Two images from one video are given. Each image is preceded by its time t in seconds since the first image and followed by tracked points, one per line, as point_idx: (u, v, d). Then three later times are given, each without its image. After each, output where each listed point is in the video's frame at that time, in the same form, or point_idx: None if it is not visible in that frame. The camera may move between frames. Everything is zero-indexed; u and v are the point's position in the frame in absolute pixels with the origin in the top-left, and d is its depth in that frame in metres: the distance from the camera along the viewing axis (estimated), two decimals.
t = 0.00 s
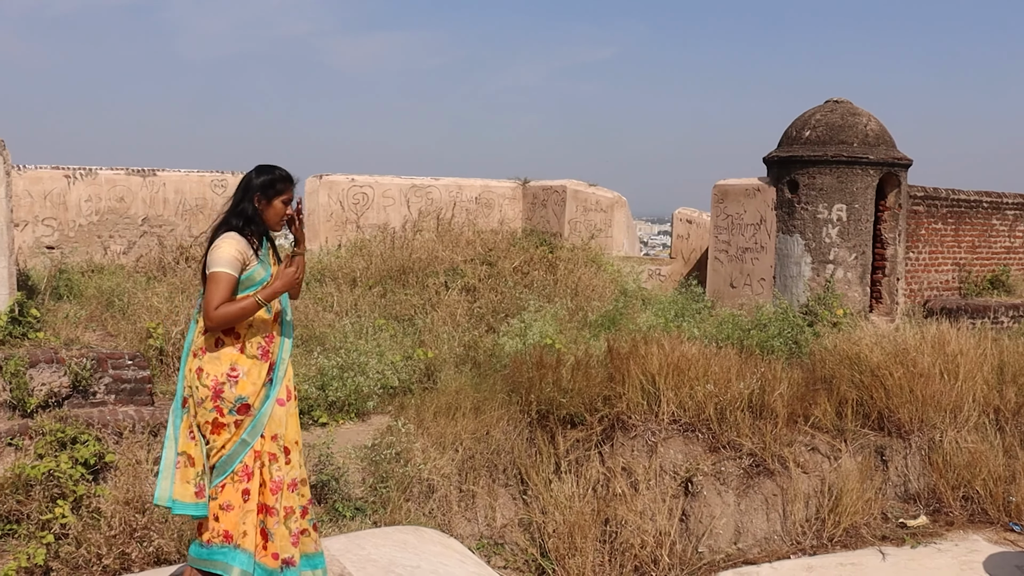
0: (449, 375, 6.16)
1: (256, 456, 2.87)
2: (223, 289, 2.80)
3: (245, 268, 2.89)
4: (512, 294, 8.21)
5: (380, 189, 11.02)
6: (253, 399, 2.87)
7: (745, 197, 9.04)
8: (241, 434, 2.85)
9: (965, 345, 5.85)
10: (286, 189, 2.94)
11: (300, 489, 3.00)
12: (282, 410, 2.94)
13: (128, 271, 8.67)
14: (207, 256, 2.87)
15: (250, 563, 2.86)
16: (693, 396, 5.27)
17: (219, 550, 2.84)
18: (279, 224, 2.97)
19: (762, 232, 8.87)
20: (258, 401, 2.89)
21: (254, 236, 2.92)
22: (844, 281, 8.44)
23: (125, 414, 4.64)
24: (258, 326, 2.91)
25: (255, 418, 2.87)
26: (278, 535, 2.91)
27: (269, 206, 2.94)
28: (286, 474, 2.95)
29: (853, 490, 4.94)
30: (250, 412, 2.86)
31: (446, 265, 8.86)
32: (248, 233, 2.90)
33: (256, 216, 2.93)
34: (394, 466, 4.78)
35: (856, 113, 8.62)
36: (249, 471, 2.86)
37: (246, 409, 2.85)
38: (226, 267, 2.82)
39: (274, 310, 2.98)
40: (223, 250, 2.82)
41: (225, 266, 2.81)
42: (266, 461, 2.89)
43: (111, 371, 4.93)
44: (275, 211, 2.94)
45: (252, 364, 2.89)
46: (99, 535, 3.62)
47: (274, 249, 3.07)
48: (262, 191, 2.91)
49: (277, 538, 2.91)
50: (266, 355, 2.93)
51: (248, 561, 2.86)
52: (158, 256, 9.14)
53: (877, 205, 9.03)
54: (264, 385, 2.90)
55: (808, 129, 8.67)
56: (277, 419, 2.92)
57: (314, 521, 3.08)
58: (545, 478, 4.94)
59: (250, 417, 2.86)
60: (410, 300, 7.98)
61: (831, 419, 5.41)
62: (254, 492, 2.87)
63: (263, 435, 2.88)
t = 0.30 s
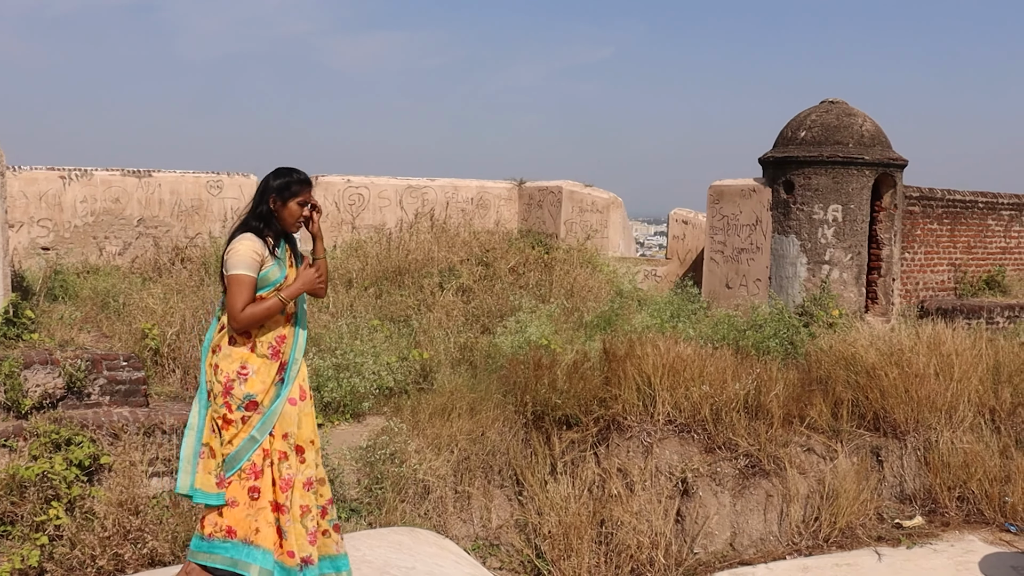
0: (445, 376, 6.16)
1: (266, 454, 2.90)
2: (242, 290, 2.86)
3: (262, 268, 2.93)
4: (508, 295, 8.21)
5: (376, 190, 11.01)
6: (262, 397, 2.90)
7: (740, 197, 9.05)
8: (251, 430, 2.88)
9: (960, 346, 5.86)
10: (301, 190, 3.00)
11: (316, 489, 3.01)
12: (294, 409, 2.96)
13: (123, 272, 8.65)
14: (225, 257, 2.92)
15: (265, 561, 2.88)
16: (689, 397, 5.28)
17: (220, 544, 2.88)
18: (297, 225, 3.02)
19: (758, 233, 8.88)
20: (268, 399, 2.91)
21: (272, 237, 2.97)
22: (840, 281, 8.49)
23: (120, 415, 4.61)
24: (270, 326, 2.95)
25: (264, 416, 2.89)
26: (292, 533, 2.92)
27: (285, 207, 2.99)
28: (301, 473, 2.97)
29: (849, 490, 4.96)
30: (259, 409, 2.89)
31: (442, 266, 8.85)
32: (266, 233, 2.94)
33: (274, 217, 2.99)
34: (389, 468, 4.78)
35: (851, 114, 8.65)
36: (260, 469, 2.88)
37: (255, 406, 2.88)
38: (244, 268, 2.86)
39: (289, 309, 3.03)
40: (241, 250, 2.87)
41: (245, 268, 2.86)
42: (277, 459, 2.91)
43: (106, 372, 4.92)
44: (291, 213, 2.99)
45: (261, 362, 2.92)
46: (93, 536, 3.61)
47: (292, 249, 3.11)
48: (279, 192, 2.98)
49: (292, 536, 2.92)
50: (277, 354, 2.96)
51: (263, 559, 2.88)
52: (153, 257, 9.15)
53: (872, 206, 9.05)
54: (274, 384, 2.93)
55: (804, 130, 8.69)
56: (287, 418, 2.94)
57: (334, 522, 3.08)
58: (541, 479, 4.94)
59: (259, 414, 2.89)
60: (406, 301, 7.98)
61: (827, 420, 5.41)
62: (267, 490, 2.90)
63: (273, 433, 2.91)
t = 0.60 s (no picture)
0: (456, 379, 6.17)
1: (281, 456, 2.92)
2: (255, 292, 2.87)
3: (275, 270, 2.94)
4: (517, 297, 8.20)
5: (384, 193, 11.02)
6: (277, 398, 2.92)
7: (749, 196, 9.03)
8: (266, 432, 2.90)
9: (972, 344, 5.82)
10: (307, 192, 3.01)
11: (338, 490, 3.01)
12: (311, 411, 2.95)
13: (133, 277, 8.70)
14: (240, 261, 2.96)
15: (276, 562, 2.92)
16: (700, 397, 5.26)
17: (228, 542, 2.91)
18: (309, 226, 3.01)
19: (768, 232, 8.84)
20: (283, 401, 2.93)
21: (285, 241, 2.98)
22: (850, 280, 8.43)
23: (131, 420, 4.63)
24: (284, 329, 2.95)
25: (279, 417, 2.91)
26: (310, 534, 2.94)
27: (292, 210, 2.99)
28: (320, 474, 2.97)
29: (861, 491, 4.93)
30: (274, 411, 2.91)
31: (452, 268, 8.85)
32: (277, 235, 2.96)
33: (285, 220, 3.00)
34: (400, 470, 4.77)
35: (859, 111, 8.60)
36: (275, 471, 2.92)
37: (269, 408, 2.90)
38: (256, 270, 2.88)
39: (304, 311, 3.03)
40: (253, 253, 2.89)
41: (256, 269, 2.87)
42: (293, 461, 2.93)
43: (117, 377, 4.90)
44: (300, 214, 2.99)
45: (276, 364, 2.94)
46: (106, 541, 3.63)
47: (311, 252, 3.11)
48: (286, 196, 3.00)
49: (312, 537, 2.94)
50: (292, 356, 2.96)
51: (280, 560, 2.92)
52: (163, 262, 9.20)
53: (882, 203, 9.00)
54: (289, 386, 2.94)
55: (812, 129, 8.65)
56: (303, 419, 2.93)
57: (360, 524, 3.02)
58: (552, 480, 4.93)
59: (273, 416, 2.90)
60: (416, 303, 7.98)
61: (838, 419, 5.38)
62: (284, 491, 2.93)
63: (289, 435, 2.92)
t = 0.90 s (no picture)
0: (470, 379, 6.16)
1: (292, 454, 2.91)
2: (259, 289, 2.87)
3: (288, 269, 2.93)
4: (531, 297, 8.19)
5: (397, 193, 11.01)
6: (291, 398, 2.91)
7: (763, 196, 8.92)
8: (280, 430, 2.90)
9: (989, 343, 5.75)
10: (319, 193, 2.99)
11: (345, 492, 3.01)
12: (324, 411, 2.95)
13: (148, 278, 8.74)
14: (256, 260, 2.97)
15: (280, 562, 2.90)
16: (715, 397, 5.21)
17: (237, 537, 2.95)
18: (322, 227, 2.98)
19: (781, 231, 8.77)
20: (297, 400, 2.92)
21: (300, 241, 2.97)
22: (864, 279, 8.35)
23: (146, 420, 4.62)
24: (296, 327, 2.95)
25: (292, 417, 2.90)
26: (315, 536, 2.92)
27: (305, 211, 2.98)
28: (329, 476, 2.96)
29: (878, 491, 4.85)
30: (288, 410, 2.91)
31: (465, 268, 8.85)
32: (290, 234, 2.95)
33: (300, 221, 2.99)
34: (415, 471, 4.76)
35: (874, 110, 8.53)
36: (285, 469, 2.91)
37: (282, 407, 2.91)
38: (265, 267, 2.88)
39: (316, 312, 3.02)
40: (264, 252, 2.89)
41: (264, 267, 2.87)
42: (304, 461, 2.91)
43: (132, 378, 4.91)
44: (313, 215, 2.97)
45: (291, 364, 2.92)
46: (121, 541, 3.64)
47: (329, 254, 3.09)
48: (300, 198, 2.99)
49: (318, 539, 2.92)
50: (305, 356, 2.94)
51: (283, 561, 2.90)
52: (177, 263, 9.24)
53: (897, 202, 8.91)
54: (303, 385, 2.93)
55: (826, 127, 8.59)
56: (315, 419, 2.93)
57: (357, 527, 3.05)
58: (566, 481, 4.91)
59: (287, 415, 2.90)
60: (429, 303, 7.97)
61: (854, 419, 5.32)
62: (292, 490, 2.92)
63: (300, 434, 2.91)
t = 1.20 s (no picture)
0: (487, 379, 6.15)
1: (307, 451, 2.91)
2: (279, 287, 2.87)
3: (309, 267, 2.93)
4: (548, 297, 8.17)
5: (414, 193, 11.02)
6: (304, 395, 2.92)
7: (781, 194, 8.86)
8: (292, 427, 2.91)
9: (1010, 342, 5.66)
10: (339, 188, 2.99)
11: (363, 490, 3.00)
12: (336, 410, 2.95)
13: (166, 279, 8.79)
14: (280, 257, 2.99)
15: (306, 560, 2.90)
16: (732, 396, 5.16)
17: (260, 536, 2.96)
18: (342, 222, 2.97)
19: (799, 230, 8.70)
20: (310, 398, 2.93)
21: (321, 239, 2.97)
22: (883, 278, 8.26)
23: (164, 420, 4.62)
24: (312, 326, 2.95)
25: (305, 414, 2.91)
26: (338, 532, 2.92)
27: (327, 208, 2.98)
28: (346, 474, 2.95)
29: (896, 492, 4.82)
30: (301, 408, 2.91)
31: (481, 268, 8.84)
32: (313, 232, 2.96)
33: (322, 219, 3.00)
34: (432, 471, 4.76)
35: (892, 107, 8.44)
36: (300, 467, 2.91)
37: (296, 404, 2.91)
38: (284, 263, 2.88)
39: (335, 312, 3.00)
40: (285, 247, 2.90)
41: (283, 262, 2.87)
42: (319, 458, 2.92)
43: (150, 378, 4.93)
44: (333, 211, 2.97)
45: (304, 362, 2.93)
46: (140, 542, 3.65)
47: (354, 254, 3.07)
48: (322, 194, 2.99)
49: (341, 535, 2.92)
50: (318, 354, 2.95)
51: (309, 559, 2.90)
52: (195, 264, 9.30)
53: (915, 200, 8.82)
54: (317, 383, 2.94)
55: (843, 125, 8.50)
56: (327, 417, 2.93)
57: (374, 525, 3.04)
58: (584, 480, 4.89)
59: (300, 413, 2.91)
60: (446, 303, 7.96)
61: (873, 419, 5.26)
62: (309, 487, 2.91)
63: (313, 431, 2.91)
